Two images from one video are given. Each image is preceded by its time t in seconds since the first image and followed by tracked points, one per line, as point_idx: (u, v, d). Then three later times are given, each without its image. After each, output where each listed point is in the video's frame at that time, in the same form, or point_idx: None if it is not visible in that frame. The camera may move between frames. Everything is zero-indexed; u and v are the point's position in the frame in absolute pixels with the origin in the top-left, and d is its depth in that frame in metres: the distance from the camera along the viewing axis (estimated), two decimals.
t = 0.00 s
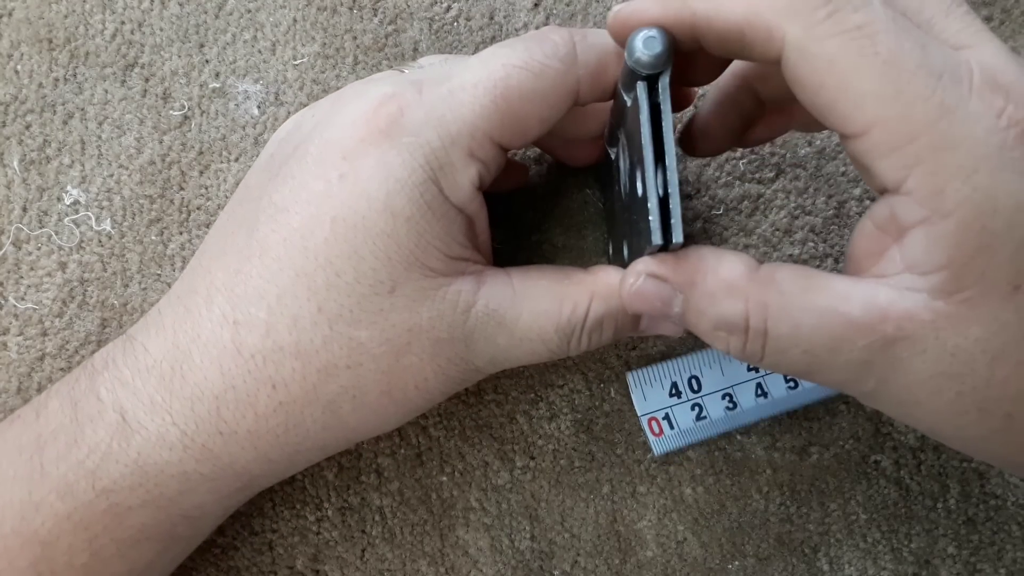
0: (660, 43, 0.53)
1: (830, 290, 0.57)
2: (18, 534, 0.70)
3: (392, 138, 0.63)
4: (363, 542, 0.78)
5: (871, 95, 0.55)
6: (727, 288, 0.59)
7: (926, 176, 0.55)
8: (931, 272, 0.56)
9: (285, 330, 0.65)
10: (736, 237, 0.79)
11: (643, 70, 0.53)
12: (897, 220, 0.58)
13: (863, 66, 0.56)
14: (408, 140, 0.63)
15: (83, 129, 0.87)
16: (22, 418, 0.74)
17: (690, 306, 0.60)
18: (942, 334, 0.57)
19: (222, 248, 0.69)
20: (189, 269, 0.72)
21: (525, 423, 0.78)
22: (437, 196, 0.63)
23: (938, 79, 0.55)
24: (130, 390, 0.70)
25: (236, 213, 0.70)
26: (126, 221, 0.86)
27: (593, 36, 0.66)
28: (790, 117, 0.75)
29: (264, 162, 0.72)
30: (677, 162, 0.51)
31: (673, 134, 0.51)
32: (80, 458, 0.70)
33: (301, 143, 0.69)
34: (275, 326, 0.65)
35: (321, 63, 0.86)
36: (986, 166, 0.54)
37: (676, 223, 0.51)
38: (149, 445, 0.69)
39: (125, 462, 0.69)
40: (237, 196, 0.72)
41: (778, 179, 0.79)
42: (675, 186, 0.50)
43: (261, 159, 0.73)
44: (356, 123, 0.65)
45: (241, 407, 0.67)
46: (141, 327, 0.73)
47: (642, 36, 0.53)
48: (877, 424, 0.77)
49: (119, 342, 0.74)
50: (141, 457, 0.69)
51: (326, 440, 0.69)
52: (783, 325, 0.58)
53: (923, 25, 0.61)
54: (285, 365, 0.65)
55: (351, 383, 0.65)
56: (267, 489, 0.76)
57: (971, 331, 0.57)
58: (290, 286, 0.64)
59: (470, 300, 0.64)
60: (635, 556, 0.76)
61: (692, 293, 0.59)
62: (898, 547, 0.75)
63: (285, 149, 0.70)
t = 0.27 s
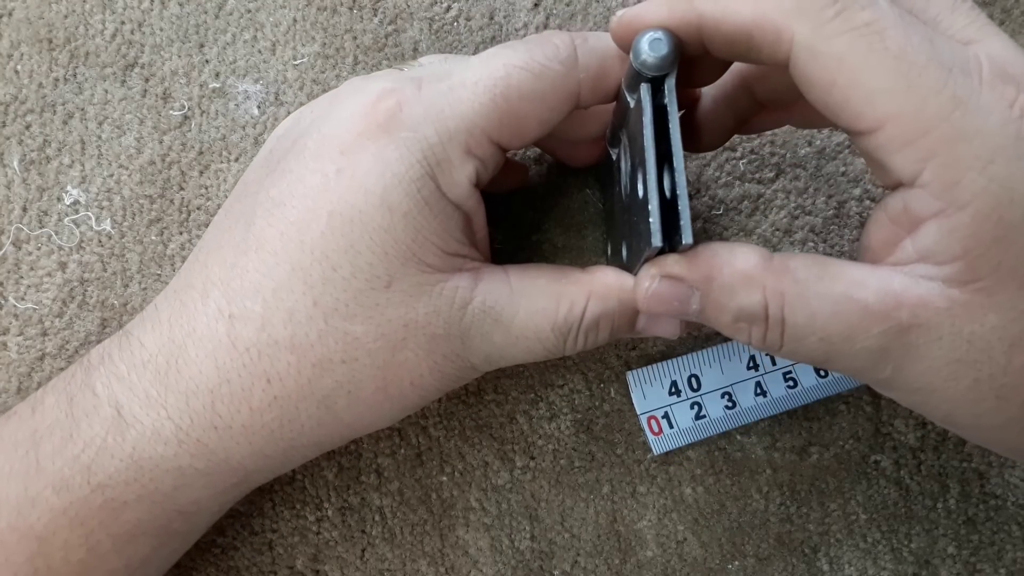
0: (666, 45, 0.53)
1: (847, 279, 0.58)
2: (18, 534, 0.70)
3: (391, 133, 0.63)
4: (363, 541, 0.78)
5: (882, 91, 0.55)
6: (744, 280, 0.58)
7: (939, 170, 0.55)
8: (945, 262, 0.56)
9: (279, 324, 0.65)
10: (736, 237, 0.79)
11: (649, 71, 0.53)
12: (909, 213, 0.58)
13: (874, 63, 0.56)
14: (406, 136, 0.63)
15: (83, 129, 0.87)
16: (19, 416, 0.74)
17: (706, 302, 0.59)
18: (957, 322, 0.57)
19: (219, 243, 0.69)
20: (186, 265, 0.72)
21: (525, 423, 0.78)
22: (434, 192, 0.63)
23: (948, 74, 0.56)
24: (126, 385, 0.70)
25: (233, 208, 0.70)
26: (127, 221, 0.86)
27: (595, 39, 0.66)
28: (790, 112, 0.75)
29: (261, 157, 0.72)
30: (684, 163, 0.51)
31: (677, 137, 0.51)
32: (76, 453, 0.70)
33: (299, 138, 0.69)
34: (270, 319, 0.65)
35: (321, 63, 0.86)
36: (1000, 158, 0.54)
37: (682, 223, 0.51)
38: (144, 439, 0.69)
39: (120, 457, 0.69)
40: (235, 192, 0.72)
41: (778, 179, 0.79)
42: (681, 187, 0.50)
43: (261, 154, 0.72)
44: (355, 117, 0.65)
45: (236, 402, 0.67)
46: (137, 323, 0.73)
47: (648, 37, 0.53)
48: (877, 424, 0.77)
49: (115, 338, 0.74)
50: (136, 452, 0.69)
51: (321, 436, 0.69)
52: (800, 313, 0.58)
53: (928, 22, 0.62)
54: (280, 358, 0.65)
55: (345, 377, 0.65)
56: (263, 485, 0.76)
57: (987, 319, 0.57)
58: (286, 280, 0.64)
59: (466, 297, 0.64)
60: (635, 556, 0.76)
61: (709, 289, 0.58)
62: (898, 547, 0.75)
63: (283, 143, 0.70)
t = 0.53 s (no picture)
0: (665, 43, 0.53)
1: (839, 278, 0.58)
2: (19, 534, 0.70)
3: (393, 135, 0.63)
4: (363, 541, 0.78)
5: (880, 92, 0.55)
6: (739, 278, 0.58)
7: (936, 173, 0.55)
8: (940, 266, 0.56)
9: (287, 329, 0.65)
10: (735, 237, 0.79)
11: (648, 69, 0.53)
12: (905, 215, 0.58)
13: (871, 65, 0.56)
14: (408, 137, 0.63)
15: (83, 129, 0.87)
16: (24, 421, 0.74)
17: (701, 300, 0.59)
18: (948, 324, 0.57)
19: (222, 247, 0.69)
20: (189, 270, 0.72)
21: (525, 423, 0.78)
22: (437, 193, 0.63)
23: (945, 78, 0.56)
24: (133, 392, 0.70)
25: (235, 212, 0.70)
26: (127, 221, 0.86)
27: (594, 37, 0.66)
28: (791, 111, 0.75)
29: (262, 160, 0.72)
30: (683, 162, 0.51)
31: (677, 135, 0.51)
32: (85, 461, 0.70)
33: (299, 140, 0.69)
34: (277, 324, 0.65)
35: (321, 63, 0.86)
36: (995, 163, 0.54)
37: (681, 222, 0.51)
38: (154, 447, 0.69)
39: (130, 464, 0.69)
40: (236, 196, 0.72)
41: (778, 179, 0.79)
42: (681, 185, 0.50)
43: (260, 158, 0.73)
44: (356, 119, 0.65)
45: (244, 407, 0.67)
46: (142, 329, 0.73)
47: (646, 36, 0.53)
48: (877, 424, 0.77)
49: (120, 344, 0.74)
50: (145, 460, 0.69)
51: (327, 439, 0.69)
52: (795, 311, 0.58)
53: (927, 26, 0.62)
54: (287, 362, 0.65)
55: (353, 380, 0.65)
56: (268, 490, 0.76)
57: (977, 322, 0.57)
58: (290, 283, 0.64)
59: (471, 298, 0.64)
60: (635, 556, 0.76)
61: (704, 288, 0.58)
62: (898, 547, 0.75)
63: (284, 146, 0.70)
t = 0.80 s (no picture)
0: (666, 43, 0.53)
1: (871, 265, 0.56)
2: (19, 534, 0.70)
3: (393, 134, 0.63)
4: (363, 541, 0.78)
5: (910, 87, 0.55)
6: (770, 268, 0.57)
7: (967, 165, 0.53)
8: (977, 261, 0.53)
9: (286, 327, 0.65)
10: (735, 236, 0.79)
11: (649, 70, 0.53)
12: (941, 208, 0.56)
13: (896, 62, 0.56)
14: (409, 136, 0.63)
15: (83, 129, 0.87)
16: (20, 419, 0.74)
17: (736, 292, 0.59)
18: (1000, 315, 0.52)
19: (221, 246, 0.69)
20: (188, 269, 0.72)
21: (525, 423, 0.78)
22: (438, 193, 0.63)
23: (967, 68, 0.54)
24: (130, 390, 0.70)
25: (235, 211, 0.70)
26: (126, 221, 0.86)
27: (594, 37, 0.66)
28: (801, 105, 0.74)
29: (262, 159, 0.72)
30: (683, 162, 0.51)
31: (677, 135, 0.51)
32: (80, 457, 0.70)
33: (299, 140, 0.69)
34: (276, 322, 0.65)
35: (321, 63, 0.86)
36: (1020, 150, 0.51)
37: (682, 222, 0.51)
38: (150, 444, 0.69)
39: (127, 462, 0.69)
40: (235, 195, 0.72)
41: (778, 179, 0.79)
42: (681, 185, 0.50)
43: (260, 156, 0.73)
44: (356, 119, 0.65)
45: (242, 405, 0.67)
46: (140, 327, 0.73)
47: (647, 36, 0.53)
48: (877, 424, 0.77)
49: (118, 342, 0.74)
50: (141, 456, 0.69)
51: (327, 438, 0.69)
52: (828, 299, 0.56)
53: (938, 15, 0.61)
54: (286, 362, 0.65)
55: (352, 380, 0.65)
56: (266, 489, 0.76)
57: None
58: (289, 282, 0.64)
59: (472, 297, 0.64)
60: (635, 556, 0.76)
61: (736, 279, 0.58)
62: (898, 547, 0.75)
63: (283, 145, 0.70)
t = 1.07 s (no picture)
0: (667, 43, 0.54)
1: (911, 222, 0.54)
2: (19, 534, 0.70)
3: (394, 135, 0.63)
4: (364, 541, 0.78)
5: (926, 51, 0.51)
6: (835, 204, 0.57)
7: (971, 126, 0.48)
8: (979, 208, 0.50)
9: (286, 327, 0.65)
10: (736, 237, 0.79)
11: (651, 70, 0.54)
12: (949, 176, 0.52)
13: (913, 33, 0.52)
14: (410, 137, 0.63)
15: (83, 129, 0.87)
16: (20, 419, 0.75)
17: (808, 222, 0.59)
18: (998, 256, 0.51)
19: (221, 246, 0.69)
20: (188, 268, 0.72)
21: (525, 423, 0.78)
22: (439, 193, 0.63)
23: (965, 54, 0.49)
24: (130, 390, 0.70)
25: (235, 211, 0.70)
26: (126, 221, 0.86)
27: (595, 38, 0.66)
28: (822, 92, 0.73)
29: (262, 160, 0.72)
30: (684, 163, 0.51)
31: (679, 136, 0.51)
32: (78, 458, 0.70)
33: (300, 140, 0.69)
34: (276, 322, 0.65)
35: (321, 63, 0.86)
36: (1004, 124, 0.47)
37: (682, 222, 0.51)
38: (149, 444, 0.69)
39: (126, 462, 0.69)
40: (235, 195, 0.72)
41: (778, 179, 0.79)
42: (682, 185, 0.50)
43: (260, 156, 0.73)
44: (357, 119, 0.65)
45: (242, 405, 0.67)
46: (140, 327, 0.73)
47: (649, 36, 0.54)
48: (877, 424, 0.77)
49: (118, 342, 0.74)
50: (140, 457, 0.69)
51: (327, 438, 0.69)
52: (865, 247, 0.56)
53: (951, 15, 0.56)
54: (286, 362, 0.65)
55: (352, 380, 0.65)
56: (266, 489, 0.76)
57: None
58: (290, 282, 0.64)
59: (473, 298, 0.64)
60: (635, 556, 0.76)
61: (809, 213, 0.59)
62: (898, 547, 0.75)
63: (284, 146, 0.70)
